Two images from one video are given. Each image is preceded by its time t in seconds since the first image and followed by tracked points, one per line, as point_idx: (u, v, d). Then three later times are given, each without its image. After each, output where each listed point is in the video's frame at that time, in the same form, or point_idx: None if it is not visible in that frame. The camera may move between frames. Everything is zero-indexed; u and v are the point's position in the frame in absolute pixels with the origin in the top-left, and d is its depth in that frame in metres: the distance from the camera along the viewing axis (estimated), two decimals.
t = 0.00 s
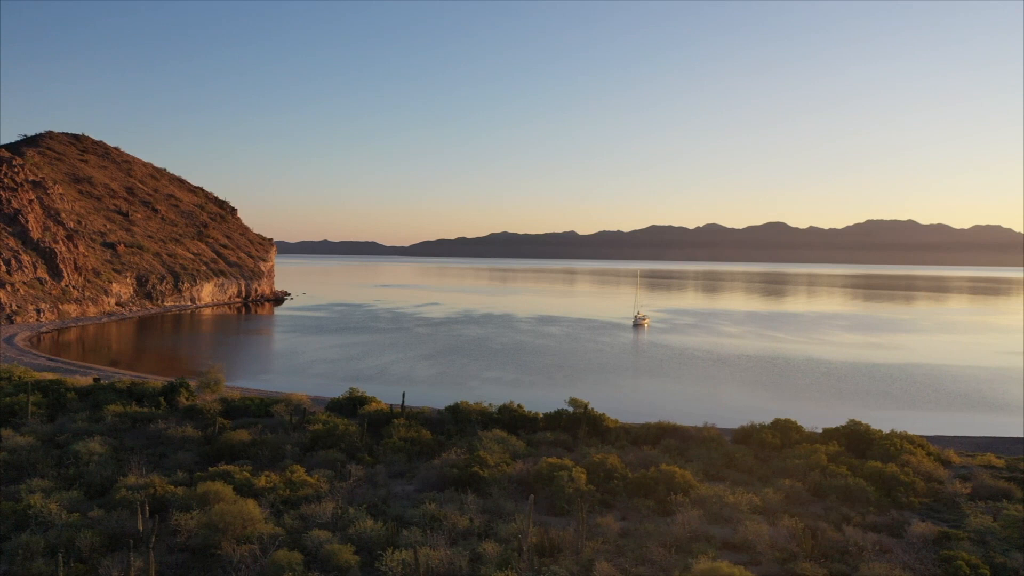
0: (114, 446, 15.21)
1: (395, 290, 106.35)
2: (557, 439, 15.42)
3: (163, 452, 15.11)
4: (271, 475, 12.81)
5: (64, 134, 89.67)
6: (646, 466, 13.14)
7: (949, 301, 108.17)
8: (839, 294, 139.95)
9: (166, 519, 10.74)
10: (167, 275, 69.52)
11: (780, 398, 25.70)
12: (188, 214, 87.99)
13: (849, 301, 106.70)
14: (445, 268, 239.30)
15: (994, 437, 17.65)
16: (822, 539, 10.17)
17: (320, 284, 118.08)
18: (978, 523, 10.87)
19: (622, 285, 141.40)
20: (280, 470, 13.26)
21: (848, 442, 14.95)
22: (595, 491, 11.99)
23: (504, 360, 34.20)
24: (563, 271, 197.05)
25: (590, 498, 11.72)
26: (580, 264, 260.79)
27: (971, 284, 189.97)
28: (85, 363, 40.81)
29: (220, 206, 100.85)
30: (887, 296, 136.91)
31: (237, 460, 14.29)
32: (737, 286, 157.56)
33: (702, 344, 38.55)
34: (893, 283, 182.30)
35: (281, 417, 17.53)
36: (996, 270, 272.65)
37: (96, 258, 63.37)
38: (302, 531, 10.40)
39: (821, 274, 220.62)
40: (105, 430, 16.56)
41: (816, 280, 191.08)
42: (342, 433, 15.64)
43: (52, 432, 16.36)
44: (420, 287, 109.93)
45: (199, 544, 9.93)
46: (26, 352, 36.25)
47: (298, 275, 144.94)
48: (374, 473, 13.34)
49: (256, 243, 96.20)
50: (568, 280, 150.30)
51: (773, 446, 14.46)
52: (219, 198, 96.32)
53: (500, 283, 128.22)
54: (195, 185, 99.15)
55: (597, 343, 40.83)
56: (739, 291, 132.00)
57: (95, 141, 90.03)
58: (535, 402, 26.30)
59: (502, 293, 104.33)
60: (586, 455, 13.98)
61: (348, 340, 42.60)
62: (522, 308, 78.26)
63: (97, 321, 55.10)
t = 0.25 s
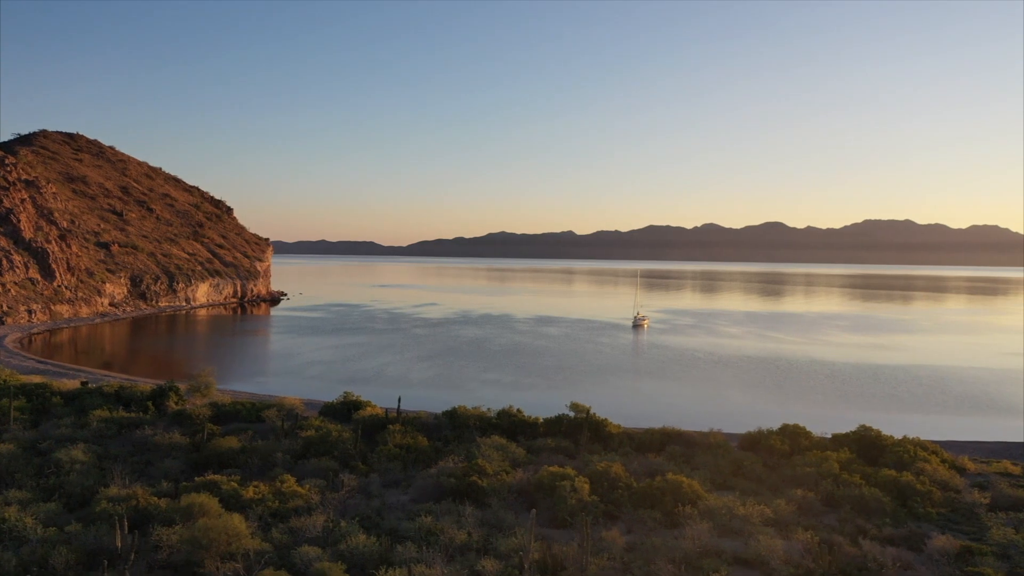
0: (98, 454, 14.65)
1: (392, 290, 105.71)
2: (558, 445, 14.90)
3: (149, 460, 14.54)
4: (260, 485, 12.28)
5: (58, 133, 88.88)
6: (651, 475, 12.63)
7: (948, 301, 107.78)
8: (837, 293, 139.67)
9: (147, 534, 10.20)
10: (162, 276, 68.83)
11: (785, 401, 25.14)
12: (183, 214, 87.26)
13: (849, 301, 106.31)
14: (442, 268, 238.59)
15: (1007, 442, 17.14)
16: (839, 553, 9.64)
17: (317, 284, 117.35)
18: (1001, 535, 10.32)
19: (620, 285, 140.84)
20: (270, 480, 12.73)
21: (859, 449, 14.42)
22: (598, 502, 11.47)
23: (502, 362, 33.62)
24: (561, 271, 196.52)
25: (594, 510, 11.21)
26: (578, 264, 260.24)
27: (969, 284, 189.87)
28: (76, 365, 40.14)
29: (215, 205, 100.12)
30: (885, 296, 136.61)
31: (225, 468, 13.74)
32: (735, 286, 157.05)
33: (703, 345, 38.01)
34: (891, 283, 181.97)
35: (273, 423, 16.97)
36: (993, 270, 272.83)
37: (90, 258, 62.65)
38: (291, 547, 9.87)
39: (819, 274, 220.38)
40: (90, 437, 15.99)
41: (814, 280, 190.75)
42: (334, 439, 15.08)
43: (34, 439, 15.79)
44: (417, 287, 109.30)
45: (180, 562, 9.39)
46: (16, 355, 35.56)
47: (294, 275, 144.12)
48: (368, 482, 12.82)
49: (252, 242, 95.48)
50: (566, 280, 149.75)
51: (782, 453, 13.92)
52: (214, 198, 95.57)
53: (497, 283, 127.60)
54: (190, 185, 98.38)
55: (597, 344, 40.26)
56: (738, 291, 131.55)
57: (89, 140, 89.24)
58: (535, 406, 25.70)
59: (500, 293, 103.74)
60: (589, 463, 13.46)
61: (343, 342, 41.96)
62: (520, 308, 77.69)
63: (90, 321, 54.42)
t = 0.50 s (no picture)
0: (68, 464, 13.88)
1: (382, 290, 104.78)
2: (552, 454, 14.32)
3: (123, 471, 13.75)
4: (238, 499, 11.57)
5: (40, 130, 87.17)
6: (651, 486, 12.06)
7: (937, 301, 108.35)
8: (827, 293, 140.22)
9: (114, 554, 9.47)
10: (146, 276, 67.56)
11: (783, 405, 24.61)
12: (169, 213, 85.86)
13: (839, 301, 106.64)
14: (433, 267, 237.43)
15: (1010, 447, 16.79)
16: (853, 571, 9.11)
17: (306, 284, 116.09)
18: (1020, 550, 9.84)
19: (612, 285, 140.55)
20: (249, 493, 12.03)
21: (864, 456, 13.95)
22: (597, 516, 10.87)
23: (494, 364, 33.01)
24: (553, 271, 196.12)
25: (592, 524, 10.60)
26: (569, 264, 259.91)
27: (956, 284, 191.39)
28: (56, 368, 39.04)
29: (202, 204, 98.69)
30: (874, 296, 137.28)
31: (203, 480, 13.00)
32: (726, 286, 157.23)
33: (697, 346, 37.61)
34: (880, 283, 182.94)
35: (255, 430, 16.24)
36: (980, 270, 275.49)
37: (72, 258, 61.33)
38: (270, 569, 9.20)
39: (809, 274, 221.45)
40: (61, 446, 15.18)
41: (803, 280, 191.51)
42: (319, 448, 14.39)
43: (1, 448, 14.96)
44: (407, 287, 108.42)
45: None
46: None
47: (283, 275, 142.58)
48: (353, 495, 12.15)
49: (240, 242, 94.20)
50: (557, 280, 149.35)
51: (787, 461, 13.38)
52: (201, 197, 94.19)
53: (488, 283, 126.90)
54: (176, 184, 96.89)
55: (589, 345, 39.66)
56: (729, 291, 131.62)
57: (72, 138, 87.59)
58: (527, 410, 25.06)
59: (491, 293, 103.11)
60: (585, 474, 12.87)
61: (331, 344, 41.08)
62: (512, 308, 77.10)
63: (72, 323, 53.19)
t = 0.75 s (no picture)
0: (49, 473, 13.29)
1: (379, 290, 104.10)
2: (553, 461, 13.81)
3: (105, 481, 13.16)
4: (225, 511, 11.00)
5: (33, 129, 86.26)
6: (658, 497, 11.53)
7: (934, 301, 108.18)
8: (825, 293, 140.00)
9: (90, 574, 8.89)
10: (140, 276, 66.83)
11: (788, 410, 24.13)
12: (163, 212, 85.08)
13: (837, 302, 106.44)
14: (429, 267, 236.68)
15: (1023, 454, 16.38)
16: None
17: (302, 284, 115.32)
18: None
19: (609, 286, 140.06)
20: (236, 506, 11.46)
21: (877, 464, 13.47)
22: (602, 529, 10.34)
23: (492, 366, 32.49)
24: (550, 271, 195.67)
25: (596, 539, 10.06)
26: (566, 263, 259.38)
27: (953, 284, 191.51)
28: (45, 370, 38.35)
29: (197, 204, 97.87)
30: (872, 296, 137.17)
31: (189, 491, 12.45)
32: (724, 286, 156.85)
33: (697, 347, 37.15)
34: (877, 283, 182.78)
35: (246, 437, 15.68)
36: (976, 270, 276.05)
37: (64, 258, 60.57)
38: None
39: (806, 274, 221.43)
40: (42, 453, 14.57)
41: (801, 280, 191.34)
42: (311, 455, 13.83)
43: None
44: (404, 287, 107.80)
45: None
46: None
47: (279, 275, 141.75)
48: (346, 507, 11.61)
49: (235, 242, 93.44)
50: (555, 280, 148.87)
51: (797, 469, 12.89)
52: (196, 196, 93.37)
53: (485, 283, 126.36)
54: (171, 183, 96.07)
55: (588, 347, 39.13)
56: (727, 291, 131.31)
57: (65, 136, 86.70)
58: (526, 413, 24.56)
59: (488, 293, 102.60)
60: (588, 483, 12.37)
61: (326, 345, 40.50)
62: (509, 308, 76.57)
63: (64, 324, 52.46)
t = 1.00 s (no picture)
0: (26, 484, 12.66)
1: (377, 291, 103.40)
2: (557, 471, 13.22)
3: (85, 494, 12.54)
4: (209, 528, 10.37)
5: (27, 127, 85.53)
6: (666, 512, 10.93)
7: (935, 302, 107.72)
8: (825, 293, 139.49)
9: None
10: (135, 276, 66.12)
11: (796, 414, 23.52)
12: (158, 212, 84.33)
13: (837, 302, 106.03)
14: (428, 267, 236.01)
15: None
16: None
17: (299, 284, 114.60)
18: None
19: (609, 286, 139.38)
20: (221, 521, 10.83)
21: (895, 474, 12.86)
22: (608, 546, 9.74)
23: (491, 368, 31.89)
24: (549, 271, 195.01)
25: (603, 559, 9.43)
26: (564, 263, 258.70)
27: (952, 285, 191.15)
28: (35, 372, 37.65)
29: (193, 203, 97.10)
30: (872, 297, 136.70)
31: (173, 505, 11.83)
32: (723, 286, 156.24)
33: (699, 349, 36.60)
34: (878, 283, 182.10)
35: (235, 445, 15.05)
36: (975, 270, 275.96)
37: (57, 258, 59.86)
38: None
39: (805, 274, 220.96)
40: (21, 463, 13.92)
41: (800, 280, 190.73)
42: (302, 465, 13.21)
43: None
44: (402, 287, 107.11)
45: None
46: None
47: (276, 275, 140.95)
48: (339, 521, 10.96)
49: (231, 242, 92.71)
50: (554, 280, 148.21)
51: (812, 480, 12.28)
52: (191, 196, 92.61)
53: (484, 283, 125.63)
54: (166, 182, 95.33)
55: (588, 348, 38.49)
56: (726, 291, 130.69)
57: (59, 135, 85.91)
58: (526, 417, 23.98)
59: (487, 293, 101.89)
60: (594, 495, 11.77)
61: (322, 347, 39.87)
62: (508, 308, 75.90)
63: (56, 325, 51.76)
